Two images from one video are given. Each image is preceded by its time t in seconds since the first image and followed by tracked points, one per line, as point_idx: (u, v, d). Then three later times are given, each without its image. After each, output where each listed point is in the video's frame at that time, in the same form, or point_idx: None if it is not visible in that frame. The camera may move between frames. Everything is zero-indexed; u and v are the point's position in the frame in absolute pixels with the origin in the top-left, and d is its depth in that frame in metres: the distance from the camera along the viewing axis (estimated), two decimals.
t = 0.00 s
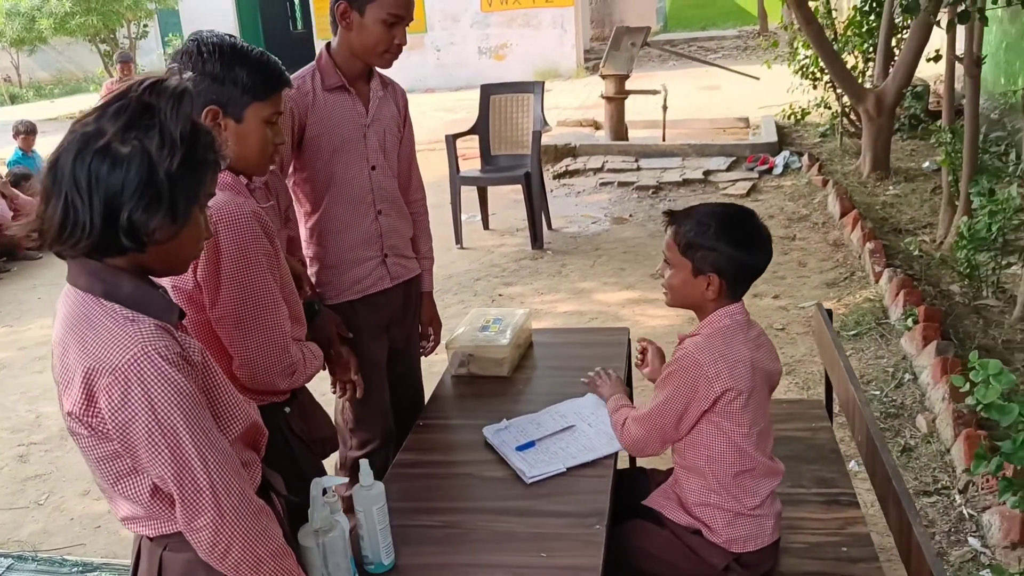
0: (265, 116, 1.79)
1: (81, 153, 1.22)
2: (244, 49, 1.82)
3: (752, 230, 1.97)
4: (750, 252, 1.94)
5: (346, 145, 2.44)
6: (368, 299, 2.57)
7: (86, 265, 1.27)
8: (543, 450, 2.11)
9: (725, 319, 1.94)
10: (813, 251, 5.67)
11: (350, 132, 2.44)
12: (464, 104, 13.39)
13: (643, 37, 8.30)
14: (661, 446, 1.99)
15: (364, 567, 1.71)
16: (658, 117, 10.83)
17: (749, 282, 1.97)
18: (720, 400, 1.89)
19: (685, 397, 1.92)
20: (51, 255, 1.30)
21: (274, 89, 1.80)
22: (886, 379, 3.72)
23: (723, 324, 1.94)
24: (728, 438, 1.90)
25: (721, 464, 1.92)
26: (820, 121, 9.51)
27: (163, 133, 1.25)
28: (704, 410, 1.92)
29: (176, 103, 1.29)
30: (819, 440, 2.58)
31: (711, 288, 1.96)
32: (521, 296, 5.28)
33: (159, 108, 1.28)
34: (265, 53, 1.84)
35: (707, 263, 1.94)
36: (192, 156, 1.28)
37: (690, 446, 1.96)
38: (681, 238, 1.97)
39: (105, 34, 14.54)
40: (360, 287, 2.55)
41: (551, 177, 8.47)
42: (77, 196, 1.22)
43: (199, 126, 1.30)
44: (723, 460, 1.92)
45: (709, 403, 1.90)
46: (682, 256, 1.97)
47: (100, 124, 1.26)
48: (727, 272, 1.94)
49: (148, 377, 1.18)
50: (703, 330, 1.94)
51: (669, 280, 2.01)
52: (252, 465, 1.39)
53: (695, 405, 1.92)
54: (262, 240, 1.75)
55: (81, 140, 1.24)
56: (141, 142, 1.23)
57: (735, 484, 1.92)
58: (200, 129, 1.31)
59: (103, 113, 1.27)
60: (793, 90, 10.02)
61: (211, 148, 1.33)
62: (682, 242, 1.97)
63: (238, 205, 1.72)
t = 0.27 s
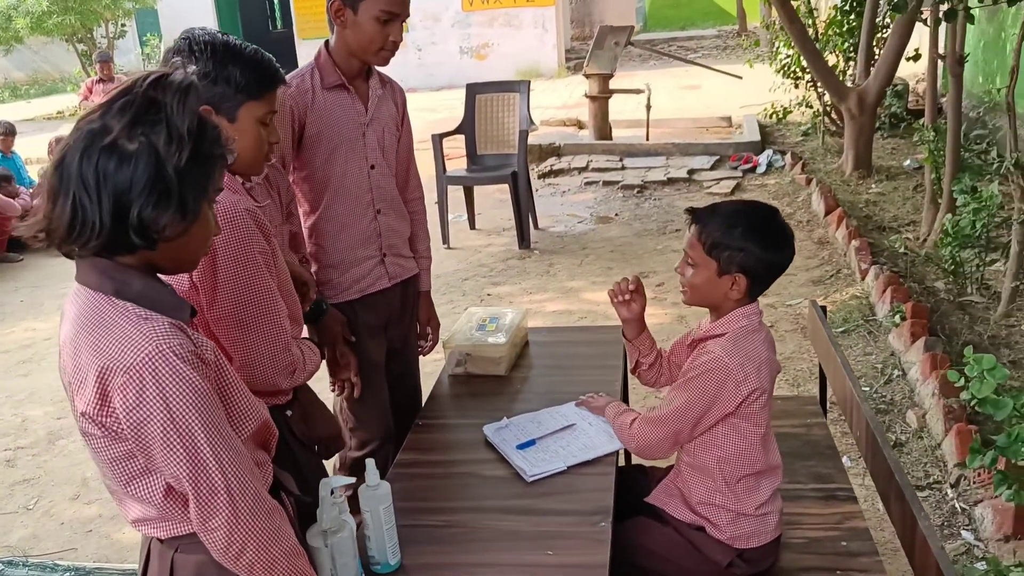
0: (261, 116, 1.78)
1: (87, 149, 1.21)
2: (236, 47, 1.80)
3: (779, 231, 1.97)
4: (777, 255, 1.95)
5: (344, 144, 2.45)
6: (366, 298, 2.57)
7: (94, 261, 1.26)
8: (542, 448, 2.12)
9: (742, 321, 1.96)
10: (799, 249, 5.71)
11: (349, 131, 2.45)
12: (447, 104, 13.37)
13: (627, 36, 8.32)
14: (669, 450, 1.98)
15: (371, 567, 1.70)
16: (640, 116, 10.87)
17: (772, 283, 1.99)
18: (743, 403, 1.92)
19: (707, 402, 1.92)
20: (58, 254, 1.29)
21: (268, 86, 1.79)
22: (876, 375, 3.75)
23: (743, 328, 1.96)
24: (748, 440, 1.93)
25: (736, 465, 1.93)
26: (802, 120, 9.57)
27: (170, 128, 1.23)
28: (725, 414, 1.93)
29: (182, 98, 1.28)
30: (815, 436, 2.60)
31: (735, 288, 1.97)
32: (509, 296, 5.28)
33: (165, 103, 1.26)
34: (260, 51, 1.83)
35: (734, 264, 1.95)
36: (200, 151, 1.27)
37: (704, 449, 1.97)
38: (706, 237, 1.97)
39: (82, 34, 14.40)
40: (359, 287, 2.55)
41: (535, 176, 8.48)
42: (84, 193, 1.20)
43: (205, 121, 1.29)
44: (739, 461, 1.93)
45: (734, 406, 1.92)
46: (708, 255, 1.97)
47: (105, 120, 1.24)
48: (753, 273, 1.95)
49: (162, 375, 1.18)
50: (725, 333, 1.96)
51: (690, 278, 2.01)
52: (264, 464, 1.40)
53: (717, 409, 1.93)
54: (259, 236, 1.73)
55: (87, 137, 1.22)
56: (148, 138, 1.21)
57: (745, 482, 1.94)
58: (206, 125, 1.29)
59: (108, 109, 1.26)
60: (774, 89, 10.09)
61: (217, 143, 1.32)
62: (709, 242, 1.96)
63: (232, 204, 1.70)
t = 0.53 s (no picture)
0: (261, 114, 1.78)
1: (97, 148, 1.20)
2: (232, 46, 1.79)
3: (780, 231, 1.96)
4: (775, 255, 1.95)
5: (341, 141, 2.44)
6: (362, 296, 2.57)
7: (103, 262, 1.26)
8: (533, 441, 2.12)
9: (732, 317, 1.96)
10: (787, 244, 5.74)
11: (346, 128, 2.44)
12: (432, 103, 13.35)
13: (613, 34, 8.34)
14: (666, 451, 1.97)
15: (378, 564, 1.70)
16: (626, 113, 10.90)
17: (765, 281, 1.99)
18: (737, 399, 1.92)
19: (700, 401, 1.92)
20: (67, 254, 1.28)
21: (264, 82, 1.79)
22: (868, 368, 3.77)
23: (732, 326, 1.95)
24: (743, 435, 1.93)
25: (733, 460, 1.94)
26: (786, 116, 9.62)
27: (181, 127, 1.23)
28: (719, 411, 1.93)
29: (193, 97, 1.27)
30: (812, 429, 2.62)
31: (727, 285, 1.97)
32: (500, 293, 5.28)
33: (176, 102, 1.26)
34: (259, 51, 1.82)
35: (730, 260, 1.94)
36: (211, 150, 1.26)
37: (699, 445, 1.97)
38: (706, 231, 1.96)
39: (62, 35, 14.28)
40: (355, 285, 2.55)
41: (523, 174, 8.48)
42: (95, 193, 1.20)
43: (215, 120, 1.29)
44: (733, 454, 1.94)
45: (728, 402, 1.92)
46: (705, 249, 1.97)
47: (115, 119, 1.23)
48: (746, 271, 1.95)
49: (175, 376, 1.18)
50: (716, 330, 1.96)
51: (685, 270, 2.01)
52: (274, 464, 1.40)
53: (711, 406, 1.92)
54: (257, 234, 1.73)
55: (98, 135, 1.22)
56: (159, 136, 1.21)
57: (742, 475, 1.94)
58: (216, 124, 1.29)
59: (118, 108, 1.25)
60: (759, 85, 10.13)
61: (227, 142, 1.32)
62: (708, 237, 1.95)
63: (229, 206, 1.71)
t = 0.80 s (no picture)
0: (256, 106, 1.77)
1: (105, 139, 1.20)
2: (226, 36, 1.78)
3: (755, 228, 1.96)
4: (748, 252, 1.95)
5: (340, 133, 2.44)
6: (359, 289, 2.57)
7: (113, 253, 1.26)
8: (534, 433, 2.13)
9: (708, 313, 1.95)
10: (780, 237, 5.76)
11: (345, 120, 2.44)
12: (423, 97, 13.33)
13: (605, 27, 8.34)
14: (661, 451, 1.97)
15: (381, 556, 1.70)
16: (618, 107, 10.90)
17: (739, 279, 1.98)
18: (719, 394, 1.92)
19: (683, 399, 1.92)
20: (78, 245, 1.29)
21: (263, 73, 1.78)
22: (862, 359, 3.80)
23: (708, 321, 1.95)
24: (731, 427, 1.93)
25: (726, 452, 1.94)
26: (778, 109, 9.64)
27: (187, 116, 1.23)
28: (704, 408, 1.93)
29: (199, 86, 1.27)
30: (808, 419, 2.64)
31: (700, 281, 1.97)
32: (494, 287, 5.29)
33: (183, 92, 1.26)
34: (256, 42, 1.81)
35: (703, 256, 1.94)
36: (218, 139, 1.26)
37: (691, 439, 1.98)
38: (680, 226, 1.96)
39: (50, 28, 14.18)
40: (352, 277, 2.55)
41: (515, 168, 8.48)
42: (105, 184, 1.20)
43: (222, 110, 1.28)
44: (724, 447, 1.95)
45: (710, 399, 1.92)
46: (679, 244, 1.97)
47: (123, 109, 1.23)
48: (719, 268, 1.95)
49: (185, 368, 1.19)
50: (693, 328, 1.95)
51: (660, 264, 2.01)
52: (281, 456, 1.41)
53: (693, 404, 1.92)
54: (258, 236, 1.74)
55: (105, 126, 1.22)
56: (166, 127, 1.21)
57: (735, 466, 1.96)
58: (223, 113, 1.29)
59: (125, 98, 1.25)
60: (751, 79, 10.16)
61: (233, 132, 1.31)
62: (682, 232, 1.96)
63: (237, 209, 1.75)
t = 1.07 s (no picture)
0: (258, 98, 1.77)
1: (113, 131, 1.21)
2: (224, 28, 1.77)
3: (747, 221, 1.97)
4: (742, 246, 1.95)
5: (343, 126, 2.44)
6: (363, 281, 2.58)
7: (122, 244, 1.27)
8: (538, 425, 2.13)
9: (709, 308, 1.96)
10: (781, 232, 5.77)
11: (348, 113, 2.44)
12: (424, 91, 13.32)
13: (606, 22, 8.33)
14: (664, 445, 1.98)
15: (386, 547, 1.70)
16: (619, 102, 10.89)
17: (735, 273, 1.98)
18: (721, 391, 1.92)
19: (685, 396, 1.92)
20: (87, 237, 1.29)
21: (266, 64, 1.78)
22: (864, 354, 3.80)
23: (710, 317, 1.95)
24: (733, 423, 1.94)
25: (729, 447, 1.95)
26: (779, 104, 9.63)
27: (194, 108, 1.23)
28: (706, 404, 1.93)
29: (206, 77, 1.27)
30: (810, 413, 2.64)
31: (695, 275, 1.97)
32: (495, 281, 5.29)
33: (189, 83, 1.26)
34: (257, 33, 1.80)
35: (696, 250, 1.95)
36: (224, 131, 1.26)
37: (694, 434, 1.98)
38: (672, 221, 1.97)
39: (50, 21, 14.15)
40: (355, 270, 2.55)
41: (516, 161, 8.47)
42: (114, 176, 1.20)
43: (228, 101, 1.28)
44: (727, 442, 1.95)
45: (711, 396, 1.92)
46: (672, 239, 1.97)
47: (130, 100, 1.23)
48: (713, 261, 1.95)
49: (195, 358, 1.19)
50: (695, 324, 1.96)
51: (655, 261, 2.02)
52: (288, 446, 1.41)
53: (695, 401, 1.93)
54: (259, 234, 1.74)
55: (113, 118, 1.22)
56: (174, 118, 1.21)
57: (738, 460, 1.96)
58: (229, 104, 1.29)
59: (132, 89, 1.25)
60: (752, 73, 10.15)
61: (240, 123, 1.32)
62: (675, 227, 1.96)
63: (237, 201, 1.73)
